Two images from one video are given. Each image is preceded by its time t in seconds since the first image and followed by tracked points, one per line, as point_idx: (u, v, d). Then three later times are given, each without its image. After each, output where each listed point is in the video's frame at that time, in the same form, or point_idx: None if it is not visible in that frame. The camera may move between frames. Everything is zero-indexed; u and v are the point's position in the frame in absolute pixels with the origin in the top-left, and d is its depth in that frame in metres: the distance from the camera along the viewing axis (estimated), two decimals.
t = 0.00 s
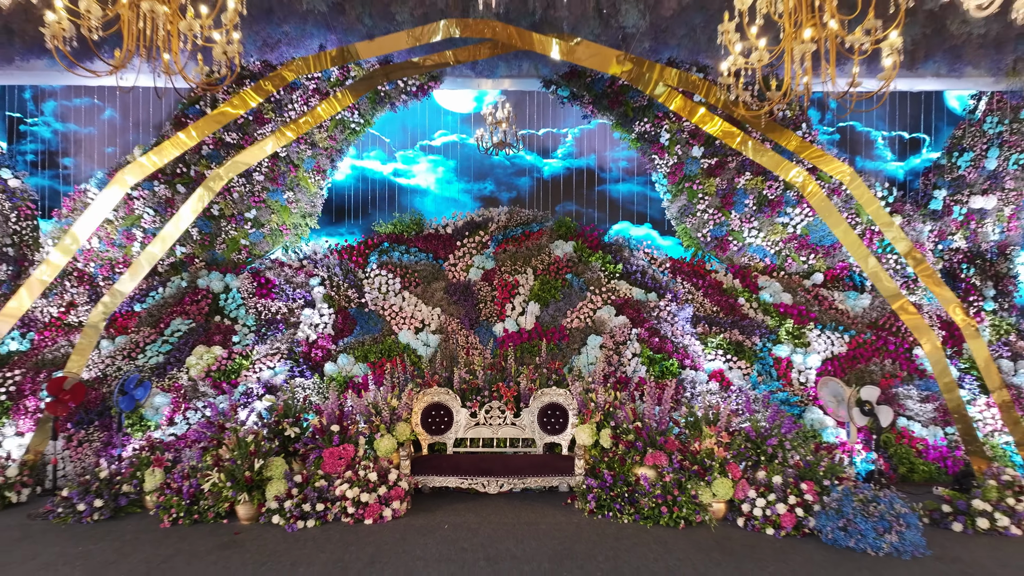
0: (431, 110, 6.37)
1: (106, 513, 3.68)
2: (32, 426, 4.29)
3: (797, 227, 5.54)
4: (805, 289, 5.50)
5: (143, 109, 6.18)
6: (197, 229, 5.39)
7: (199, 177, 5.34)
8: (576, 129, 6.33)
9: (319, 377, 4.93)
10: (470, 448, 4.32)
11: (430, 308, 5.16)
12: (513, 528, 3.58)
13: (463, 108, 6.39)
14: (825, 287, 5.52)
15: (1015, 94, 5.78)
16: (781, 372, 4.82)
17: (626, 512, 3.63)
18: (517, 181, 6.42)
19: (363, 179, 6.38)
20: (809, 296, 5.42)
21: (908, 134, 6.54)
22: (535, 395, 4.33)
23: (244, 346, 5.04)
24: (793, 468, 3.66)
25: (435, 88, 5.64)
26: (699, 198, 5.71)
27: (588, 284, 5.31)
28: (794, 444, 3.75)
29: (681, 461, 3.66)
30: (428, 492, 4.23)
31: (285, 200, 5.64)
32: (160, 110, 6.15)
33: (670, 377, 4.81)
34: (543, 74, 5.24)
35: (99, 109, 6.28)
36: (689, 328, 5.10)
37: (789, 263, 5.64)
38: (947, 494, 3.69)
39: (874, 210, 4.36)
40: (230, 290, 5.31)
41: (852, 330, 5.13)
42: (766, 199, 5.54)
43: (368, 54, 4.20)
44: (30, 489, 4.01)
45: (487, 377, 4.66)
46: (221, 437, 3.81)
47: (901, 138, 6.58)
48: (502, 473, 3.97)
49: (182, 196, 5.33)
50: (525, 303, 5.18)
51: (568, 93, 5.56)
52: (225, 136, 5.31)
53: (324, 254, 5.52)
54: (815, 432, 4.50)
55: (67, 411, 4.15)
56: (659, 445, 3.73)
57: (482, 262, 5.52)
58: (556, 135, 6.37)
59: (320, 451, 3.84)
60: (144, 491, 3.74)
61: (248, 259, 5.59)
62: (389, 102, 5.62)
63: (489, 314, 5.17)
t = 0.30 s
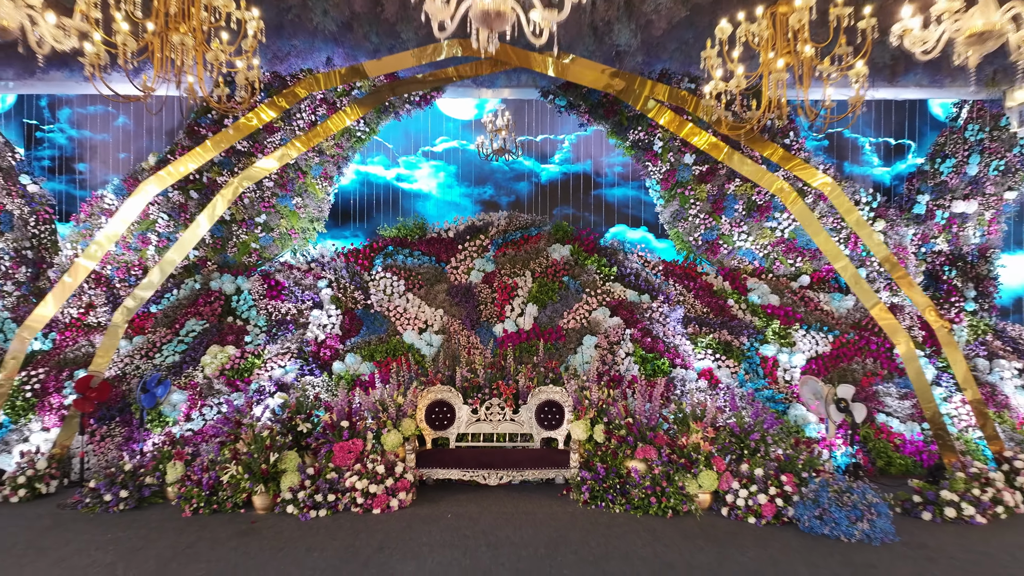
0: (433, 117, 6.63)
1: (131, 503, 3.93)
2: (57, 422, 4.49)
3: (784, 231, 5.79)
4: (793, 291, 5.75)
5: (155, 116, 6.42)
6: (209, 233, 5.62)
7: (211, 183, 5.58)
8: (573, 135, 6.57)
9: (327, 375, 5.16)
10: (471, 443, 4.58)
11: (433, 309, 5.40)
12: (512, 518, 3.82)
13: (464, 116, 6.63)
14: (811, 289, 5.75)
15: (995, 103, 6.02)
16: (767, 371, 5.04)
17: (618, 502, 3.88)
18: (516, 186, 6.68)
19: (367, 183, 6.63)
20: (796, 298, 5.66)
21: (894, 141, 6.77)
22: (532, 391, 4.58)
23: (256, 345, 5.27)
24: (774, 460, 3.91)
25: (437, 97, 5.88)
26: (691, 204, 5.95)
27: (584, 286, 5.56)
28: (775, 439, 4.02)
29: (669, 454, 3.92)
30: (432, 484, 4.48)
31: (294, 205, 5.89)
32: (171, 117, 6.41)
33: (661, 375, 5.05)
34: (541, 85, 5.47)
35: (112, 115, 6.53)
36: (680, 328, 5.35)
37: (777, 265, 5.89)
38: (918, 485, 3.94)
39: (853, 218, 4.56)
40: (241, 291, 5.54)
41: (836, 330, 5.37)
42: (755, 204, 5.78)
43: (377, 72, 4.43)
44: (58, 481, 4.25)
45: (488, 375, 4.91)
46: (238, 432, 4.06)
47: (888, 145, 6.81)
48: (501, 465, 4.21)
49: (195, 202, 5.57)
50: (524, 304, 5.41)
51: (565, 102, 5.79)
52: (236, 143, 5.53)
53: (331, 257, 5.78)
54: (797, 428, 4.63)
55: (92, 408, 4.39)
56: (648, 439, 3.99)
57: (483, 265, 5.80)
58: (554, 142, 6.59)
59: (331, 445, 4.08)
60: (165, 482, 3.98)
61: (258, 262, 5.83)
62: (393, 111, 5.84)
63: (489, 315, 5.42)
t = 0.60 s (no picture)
0: (434, 122, 6.88)
1: (153, 492, 4.18)
2: (79, 416, 4.82)
3: (773, 234, 6.02)
4: (781, 290, 6.00)
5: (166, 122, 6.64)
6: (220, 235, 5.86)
7: (222, 188, 5.82)
8: (569, 140, 6.84)
9: (334, 373, 5.31)
10: (472, 436, 4.80)
11: (436, 308, 5.65)
12: (511, 505, 4.09)
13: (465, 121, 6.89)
14: (798, 289, 5.98)
15: (976, 110, 6.27)
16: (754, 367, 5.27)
17: (610, 491, 4.13)
18: (515, 189, 6.94)
19: (371, 186, 6.89)
20: (783, 298, 5.89)
21: (881, 145, 7.02)
22: (530, 388, 4.81)
23: (266, 343, 5.50)
24: (757, 452, 4.15)
25: (438, 104, 6.12)
26: (683, 207, 6.20)
27: (580, 286, 5.81)
28: (759, 432, 4.27)
29: (659, 447, 4.20)
30: (435, 475, 4.74)
31: (301, 208, 6.12)
32: (181, 123, 6.68)
33: (652, 371, 5.26)
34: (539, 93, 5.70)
35: (124, 121, 6.79)
36: (672, 327, 5.59)
37: (765, 266, 6.12)
38: (892, 475, 4.18)
39: (835, 226, 4.68)
40: (251, 291, 5.79)
41: (820, 329, 5.59)
42: (745, 208, 6.01)
43: (387, 86, 4.42)
44: (82, 471, 4.47)
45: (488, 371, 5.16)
46: (252, 426, 4.32)
47: (875, 149, 7.07)
48: (501, 457, 4.48)
49: (207, 206, 5.83)
50: (523, 304, 5.67)
51: (561, 109, 6.02)
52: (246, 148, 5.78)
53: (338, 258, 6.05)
54: (782, 422, 4.86)
55: (114, 403, 4.64)
56: (639, 431, 4.28)
57: (483, 266, 6.07)
58: (551, 146, 6.88)
59: (340, 437, 4.35)
60: (184, 473, 4.24)
61: (268, 263, 6.09)
62: (397, 118, 6.08)
63: (489, 314, 5.66)
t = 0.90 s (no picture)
0: (435, 127, 7.12)
1: (172, 481, 4.44)
2: (100, 410, 5.04)
3: (761, 235, 6.27)
4: (769, 289, 6.25)
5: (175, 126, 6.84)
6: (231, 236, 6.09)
7: (232, 192, 6.05)
8: (565, 143, 7.11)
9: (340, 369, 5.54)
10: (473, 428, 5.07)
11: (438, 307, 5.90)
12: (509, 493, 4.35)
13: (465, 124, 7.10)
14: (787, 288, 6.20)
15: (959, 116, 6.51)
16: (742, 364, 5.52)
17: (603, 480, 4.38)
18: (514, 191, 7.18)
19: (374, 188, 7.12)
20: (771, 297, 6.14)
21: (869, 148, 7.28)
22: (528, 383, 5.08)
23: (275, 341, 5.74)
24: (741, 444, 4.41)
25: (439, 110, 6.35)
26: (675, 209, 6.45)
27: (576, 285, 6.07)
28: (743, 425, 4.53)
29: (649, 439, 4.46)
30: (438, 465, 5.02)
31: (308, 211, 6.36)
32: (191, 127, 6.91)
33: (644, 367, 5.48)
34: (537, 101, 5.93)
35: (135, 125, 7.02)
36: (664, 325, 5.85)
37: (755, 266, 6.36)
38: (868, 466, 4.45)
39: (815, 229, 4.93)
40: (261, 290, 6.04)
41: (807, 327, 5.79)
42: (735, 210, 6.24)
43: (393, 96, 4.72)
44: (104, 462, 4.73)
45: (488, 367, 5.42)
46: (265, 419, 4.58)
47: (863, 152, 7.33)
48: (500, 448, 4.74)
49: (217, 208, 6.03)
50: (521, 303, 5.92)
51: (558, 115, 6.25)
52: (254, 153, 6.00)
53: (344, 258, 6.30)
54: (767, 415, 5.08)
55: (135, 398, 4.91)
56: (630, 425, 4.55)
57: (483, 267, 6.33)
58: (548, 150, 7.13)
59: (348, 430, 4.62)
60: (202, 463, 4.49)
61: (276, 263, 6.34)
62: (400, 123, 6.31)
63: (489, 313, 5.91)
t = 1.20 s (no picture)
0: (436, 130, 7.37)
1: (190, 471, 4.70)
2: (118, 404, 5.34)
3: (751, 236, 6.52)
4: (759, 288, 6.51)
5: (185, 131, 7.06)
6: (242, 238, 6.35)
7: (242, 195, 6.29)
8: (562, 147, 7.36)
9: (346, 364, 5.80)
10: (474, 421, 5.29)
11: (440, 306, 6.17)
12: (508, 482, 4.62)
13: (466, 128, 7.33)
14: (775, 287, 6.46)
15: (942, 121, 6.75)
16: (730, 360, 5.79)
17: (597, 470, 4.66)
18: (513, 193, 7.43)
19: (378, 191, 7.37)
20: (760, 296, 6.39)
21: (857, 152, 7.53)
22: (526, 378, 5.28)
23: (284, 338, 5.99)
24: (726, 436, 4.66)
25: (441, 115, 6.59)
26: (668, 212, 6.72)
27: (572, 285, 6.35)
28: (729, 418, 4.80)
29: (640, 432, 4.75)
30: (441, 456, 5.30)
31: (315, 213, 6.62)
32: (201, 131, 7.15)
33: (636, 363, 5.77)
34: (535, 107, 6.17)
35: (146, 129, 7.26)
36: (657, 323, 6.12)
37: (744, 266, 6.63)
38: (846, 457, 4.72)
39: (799, 232, 5.16)
40: (270, 290, 6.30)
41: (793, 325, 6.06)
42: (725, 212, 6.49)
43: (400, 106, 4.92)
44: (125, 453, 5.00)
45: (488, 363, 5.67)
46: (278, 412, 4.85)
47: (851, 155, 7.58)
48: (500, 439, 5.04)
49: (228, 211, 6.27)
50: (520, 302, 6.18)
51: (555, 120, 6.48)
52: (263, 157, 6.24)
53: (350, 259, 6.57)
54: (754, 409, 5.34)
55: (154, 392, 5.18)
56: (621, 418, 4.84)
57: (483, 267, 6.59)
58: (546, 153, 7.40)
59: (356, 423, 4.89)
60: (218, 454, 4.76)
61: (285, 263, 6.60)
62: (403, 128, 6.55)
63: (489, 312, 6.18)
